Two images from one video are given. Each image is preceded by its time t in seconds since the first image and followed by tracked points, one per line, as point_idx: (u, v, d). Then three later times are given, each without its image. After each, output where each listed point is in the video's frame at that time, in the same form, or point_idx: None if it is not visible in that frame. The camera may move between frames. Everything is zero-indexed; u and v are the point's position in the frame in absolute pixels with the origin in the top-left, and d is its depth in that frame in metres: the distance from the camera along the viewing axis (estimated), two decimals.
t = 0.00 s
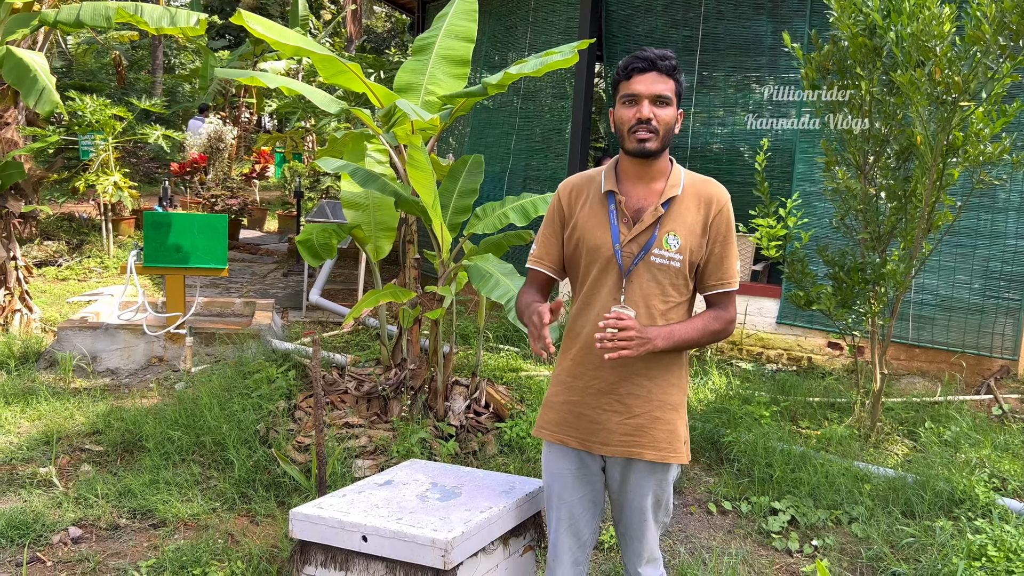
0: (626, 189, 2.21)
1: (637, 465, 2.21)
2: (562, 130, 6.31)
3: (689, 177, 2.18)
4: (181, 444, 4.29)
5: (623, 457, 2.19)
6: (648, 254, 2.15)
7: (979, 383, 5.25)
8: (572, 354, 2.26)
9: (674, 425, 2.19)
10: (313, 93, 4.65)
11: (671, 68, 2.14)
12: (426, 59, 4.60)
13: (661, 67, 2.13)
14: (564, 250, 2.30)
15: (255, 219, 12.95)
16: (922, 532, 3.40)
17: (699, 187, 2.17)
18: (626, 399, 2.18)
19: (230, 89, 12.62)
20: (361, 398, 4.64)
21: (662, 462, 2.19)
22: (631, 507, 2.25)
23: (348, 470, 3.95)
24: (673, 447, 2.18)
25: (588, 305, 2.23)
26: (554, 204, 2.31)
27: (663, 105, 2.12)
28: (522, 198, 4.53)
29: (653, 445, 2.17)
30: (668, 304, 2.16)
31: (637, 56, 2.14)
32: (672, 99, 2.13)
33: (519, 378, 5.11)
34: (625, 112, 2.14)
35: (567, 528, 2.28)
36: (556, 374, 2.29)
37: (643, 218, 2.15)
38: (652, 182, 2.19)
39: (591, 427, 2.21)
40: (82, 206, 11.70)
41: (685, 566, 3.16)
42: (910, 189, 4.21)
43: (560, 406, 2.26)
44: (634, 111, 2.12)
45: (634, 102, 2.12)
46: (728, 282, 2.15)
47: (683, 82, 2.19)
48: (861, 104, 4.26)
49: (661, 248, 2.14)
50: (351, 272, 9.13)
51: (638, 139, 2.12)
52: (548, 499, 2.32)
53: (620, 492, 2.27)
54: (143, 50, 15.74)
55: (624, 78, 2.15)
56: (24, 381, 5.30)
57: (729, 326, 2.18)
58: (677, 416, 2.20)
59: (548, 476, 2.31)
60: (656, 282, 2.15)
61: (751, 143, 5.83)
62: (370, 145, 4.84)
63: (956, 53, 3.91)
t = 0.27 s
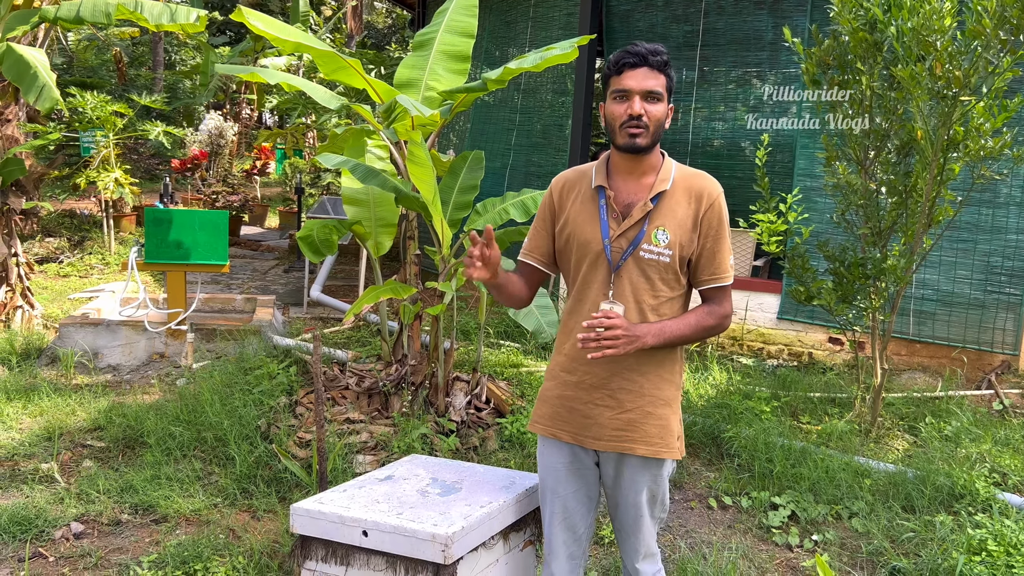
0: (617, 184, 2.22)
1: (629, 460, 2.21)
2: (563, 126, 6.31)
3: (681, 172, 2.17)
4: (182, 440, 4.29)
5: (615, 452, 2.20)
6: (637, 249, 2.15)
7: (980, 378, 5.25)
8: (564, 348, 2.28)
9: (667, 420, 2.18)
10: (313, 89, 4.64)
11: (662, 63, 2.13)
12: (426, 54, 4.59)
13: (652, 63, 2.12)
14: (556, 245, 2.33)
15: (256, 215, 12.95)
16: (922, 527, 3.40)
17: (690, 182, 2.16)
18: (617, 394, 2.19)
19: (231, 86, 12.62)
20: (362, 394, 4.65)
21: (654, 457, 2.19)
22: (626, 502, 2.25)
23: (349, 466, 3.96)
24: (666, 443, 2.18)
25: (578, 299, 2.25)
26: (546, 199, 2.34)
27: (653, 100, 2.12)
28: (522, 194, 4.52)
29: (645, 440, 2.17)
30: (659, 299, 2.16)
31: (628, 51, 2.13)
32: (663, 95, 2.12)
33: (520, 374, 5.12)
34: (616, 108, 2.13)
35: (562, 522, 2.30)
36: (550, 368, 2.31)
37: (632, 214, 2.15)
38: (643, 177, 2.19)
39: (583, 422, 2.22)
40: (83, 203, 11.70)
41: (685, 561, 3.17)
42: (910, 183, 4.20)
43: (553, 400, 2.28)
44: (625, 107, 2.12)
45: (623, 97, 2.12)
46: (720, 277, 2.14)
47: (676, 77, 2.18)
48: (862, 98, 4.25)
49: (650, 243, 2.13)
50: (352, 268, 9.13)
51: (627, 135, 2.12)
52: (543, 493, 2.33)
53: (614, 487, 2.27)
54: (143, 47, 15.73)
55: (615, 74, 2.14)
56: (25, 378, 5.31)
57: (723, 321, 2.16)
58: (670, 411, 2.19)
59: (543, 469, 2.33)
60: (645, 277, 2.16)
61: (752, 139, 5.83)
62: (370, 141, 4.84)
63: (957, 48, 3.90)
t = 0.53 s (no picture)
0: (611, 179, 2.23)
1: (623, 454, 2.21)
2: (564, 121, 6.30)
3: (674, 165, 2.16)
4: (184, 435, 4.30)
5: (609, 446, 2.21)
6: (630, 243, 2.16)
7: (982, 372, 5.25)
8: (560, 343, 2.30)
9: (661, 414, 2.18)
10: (314, 84, 4.64)
11: (654, 57, 2.13)
12: (427, 49, 4.58)
13: (643, 57, 2.11)
14: (552, 241, 2.36)
15: (258, 211, 12.94)
16: (924, 521, 3.40)
17: (684, 175, 2.15)
18: (611, 388, 2.19)
19: (233, 81, 12.61)
20: (364, 388, 4.65)
21: (649, 451, 2.19)
22: (622, 496, 2.25)
23: (351, 460, 3.97)
24: (660, 437, 2.18)
25: (574, 294, 2.27)
26: (542, 195, 2.37)
27: (645, 95, 2.11)
28: (523, 189, 4.52)
29: (639, 434, 2.18)
30: (653, 293, 2.16)
31: (619, 46, 2.13)
32: (655, 90, 2.12)
33: (521, 369, 5.12)
34: (607, 104, 2.13)
35: (558, 515, 2.31)
36: (545, 361, 2.33)
37: (625, 209, 2.16)
38: (636, 171, 2.19)
39: (577, 416, 2.23)
40: (85, 199, 11.71)
41: (686, 554, 3.17)
42: (912, 177, 4.20)
43: (548, 393, 2.29)
44: (616, 102, 2.12)
45: (614, 93, 2.13)
46: (715, 269, 2.11)
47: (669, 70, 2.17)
48: (864, 92, 4.24)
49: (643, 237, 2.14)
50: (354, 264, 9.14)
51: (619, 130, 2.12)
52: (539, 487, 2.34)
53: (610, 481, 2.27)
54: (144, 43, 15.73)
55: (607, 69, 2.14)
56: (28, 373, 5.32)
57: (719, 315, 2.14)
58: (665, 405, 2.19)
59: (539, 463, 2.34)
60: (639, 271, 2.16)
61: (754, 133, 5.82)
62: (372, 136, 4.83)
63: (959, 41, 3.89)
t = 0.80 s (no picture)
0: (606, 174, 2.24)
1: (624, 447, 2.22)
2: (567, 116, 6.29)
3: (668, 157, 2.16)
4: (188, 430, 4.32)
5: (609, 439, 2.22)
6: (626, 237, 2.16)
7: (986, 367, 5.25)
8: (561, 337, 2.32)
9: (661, 407, 2.18)
10: (317, 79, 4.63)
11: (645, 50, 2.12)
12: (430, 44, 4.58)
13: (633, 51, 2.11)
14: (552, 238, 2.38)
15: (261, 206, 12.95)
16: (927, 515, 3.40)
17: (678, 167, 2.15)
18: (611, 381, 2.20)
19: (236, 77, 12.62)
20: (367, 383, 4.66)
21: (650, 444, 2.19)
22: (623, 489, 2.26)
23: (354, 455, 3.97)
24: (661, 430, 2.18)
25: (574, 290, 2.29)
26: (541, 193, 2.39)
27: (637, 89, 2.12)
28: (526, 184, 4.51)
29: (639, 427, 2.18)
30: (651, 286, 2.16)
31: (610, 40, 2.13)
32: (646, 83, 2.12)
33: (524, 364, 5.12)
34: (599, 99, 2.14)
35: (560, 509, 2.31)
36: (546, 355, 2.35)
37: (620, 203, 2.17)
38: (630, 165, 2.19)
39: (578, 409, 2.25)
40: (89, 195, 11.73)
41: (689, 548, 3.18)
42: (916, 171, 4.19)
43: (549, 387, 2.31)
44: (608, 97, 2.12)
45: (605, 89, 2.14)
46: (712, 260, 2.10)
47: (661, 63, 2.17)
48: (867, 86, 4.23)
49: (638, 231, 2.14)
50: (357, 259, 9.14)
51: (611, 125, 2.12)
52: (540, 481, 2.35)
53: (611, 475, 2.28)
54: (147, 39, 15.72)
55: (598, 63, 2.14)
56: (32, 368, 5.33)
57: (717, 306, 2.12)
58: (665, 398, 2.19)
59: (540, 457, 2.35)
60: (636, 265, 2.16)
61: (757, 127, 5.82)
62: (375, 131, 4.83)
63: (963, 35, 3.88)
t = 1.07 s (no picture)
0: (608, 168, 2.23)
1: (628, 441, 2.21)
2: (570, 111, 6.28)
3: (671, 150, 2.15)
4: (192, 424, 4.33)
5: (613, 433, 2.21)
6: (629, 231, 2.15)
7: (990, 362, 5.24)
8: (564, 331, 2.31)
9: (665, 401, 2.18)
10: (320, 74, 4.63)
11: (649, 44, 2.11)
12: (433, 38, 4.57)
13: (637, 45, 2.10)
14: (556, 233, 2.38)
15: (265, 202, 12.96)
16: (930, 510, 3.39)
17: (681, 160, 2.14)
18: (615, 375, 2.20)
19: (239, 72, 12.61)
20: (370, 378, 4.66)
21: (653, 438, 2.19)
22: (626, 483, 2.25)
23: (358, 449, 3.98)
24: (665, 424, 2.18)
25: (577, 284, 2.28)
26: (544, 188, 2.38)
27: (640, 83, 2.10)
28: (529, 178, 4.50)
29: (643, 421, 2.18)
30: (653, 280, 2.15)
31: (613, 34, 2.12)
32: (649, 77, 2.11)
33: (527, 359, 5.12)
34: (601, 92, 2.13)
35: (563, 503, 2.31)
36: (549, 350, 2.34)
37: (623, 197, 2.16)
38: (632, 159, 2.19)
39: (581, 403, 2.24)
40: (92, 190, 11.74)
41: (692, 542, 3.18)
42: (920, 166, 4.17)
43: (553, 381, 2.31)
44: (611, 91, 2.11)
45: (608, 83, 2.13)
46: (715, 254, 2.09)
47: (665, 57, 2.16)
48: (872, 80, 4.21)
49: (641, 225, 2.14)
50: (360, 255, 9.14)
51: (613, 120, 2.11)
52: (544, 475, 2.35)
53: (614, 468, 2.27)
54: (150, 34, 15.72)
55: (601, 56, 2.13)
56: (36, 363, 5.35)
57: (720, 300, 2.10)
58: (669, 392, 2.19)
59: (543, 451, 2.34)
60: (639, 259, 2.15)
61: (761, 122, 5.80)
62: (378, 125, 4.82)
63: (968, 28, 3.87)
